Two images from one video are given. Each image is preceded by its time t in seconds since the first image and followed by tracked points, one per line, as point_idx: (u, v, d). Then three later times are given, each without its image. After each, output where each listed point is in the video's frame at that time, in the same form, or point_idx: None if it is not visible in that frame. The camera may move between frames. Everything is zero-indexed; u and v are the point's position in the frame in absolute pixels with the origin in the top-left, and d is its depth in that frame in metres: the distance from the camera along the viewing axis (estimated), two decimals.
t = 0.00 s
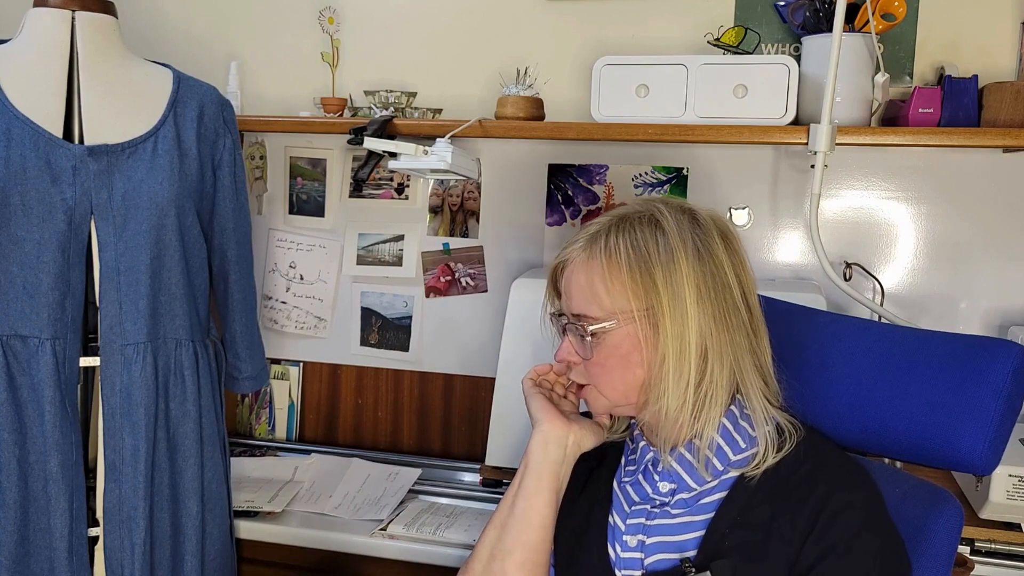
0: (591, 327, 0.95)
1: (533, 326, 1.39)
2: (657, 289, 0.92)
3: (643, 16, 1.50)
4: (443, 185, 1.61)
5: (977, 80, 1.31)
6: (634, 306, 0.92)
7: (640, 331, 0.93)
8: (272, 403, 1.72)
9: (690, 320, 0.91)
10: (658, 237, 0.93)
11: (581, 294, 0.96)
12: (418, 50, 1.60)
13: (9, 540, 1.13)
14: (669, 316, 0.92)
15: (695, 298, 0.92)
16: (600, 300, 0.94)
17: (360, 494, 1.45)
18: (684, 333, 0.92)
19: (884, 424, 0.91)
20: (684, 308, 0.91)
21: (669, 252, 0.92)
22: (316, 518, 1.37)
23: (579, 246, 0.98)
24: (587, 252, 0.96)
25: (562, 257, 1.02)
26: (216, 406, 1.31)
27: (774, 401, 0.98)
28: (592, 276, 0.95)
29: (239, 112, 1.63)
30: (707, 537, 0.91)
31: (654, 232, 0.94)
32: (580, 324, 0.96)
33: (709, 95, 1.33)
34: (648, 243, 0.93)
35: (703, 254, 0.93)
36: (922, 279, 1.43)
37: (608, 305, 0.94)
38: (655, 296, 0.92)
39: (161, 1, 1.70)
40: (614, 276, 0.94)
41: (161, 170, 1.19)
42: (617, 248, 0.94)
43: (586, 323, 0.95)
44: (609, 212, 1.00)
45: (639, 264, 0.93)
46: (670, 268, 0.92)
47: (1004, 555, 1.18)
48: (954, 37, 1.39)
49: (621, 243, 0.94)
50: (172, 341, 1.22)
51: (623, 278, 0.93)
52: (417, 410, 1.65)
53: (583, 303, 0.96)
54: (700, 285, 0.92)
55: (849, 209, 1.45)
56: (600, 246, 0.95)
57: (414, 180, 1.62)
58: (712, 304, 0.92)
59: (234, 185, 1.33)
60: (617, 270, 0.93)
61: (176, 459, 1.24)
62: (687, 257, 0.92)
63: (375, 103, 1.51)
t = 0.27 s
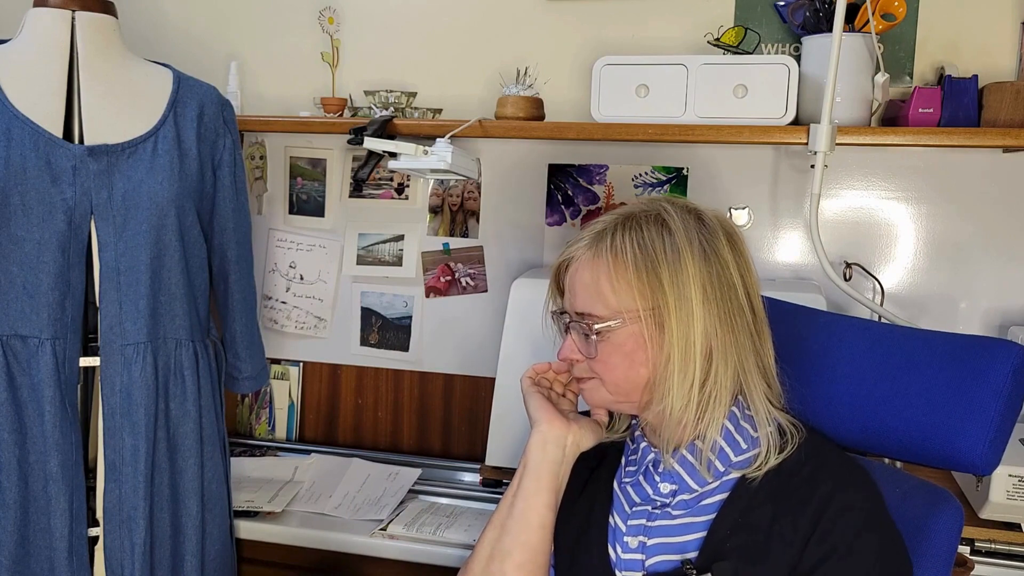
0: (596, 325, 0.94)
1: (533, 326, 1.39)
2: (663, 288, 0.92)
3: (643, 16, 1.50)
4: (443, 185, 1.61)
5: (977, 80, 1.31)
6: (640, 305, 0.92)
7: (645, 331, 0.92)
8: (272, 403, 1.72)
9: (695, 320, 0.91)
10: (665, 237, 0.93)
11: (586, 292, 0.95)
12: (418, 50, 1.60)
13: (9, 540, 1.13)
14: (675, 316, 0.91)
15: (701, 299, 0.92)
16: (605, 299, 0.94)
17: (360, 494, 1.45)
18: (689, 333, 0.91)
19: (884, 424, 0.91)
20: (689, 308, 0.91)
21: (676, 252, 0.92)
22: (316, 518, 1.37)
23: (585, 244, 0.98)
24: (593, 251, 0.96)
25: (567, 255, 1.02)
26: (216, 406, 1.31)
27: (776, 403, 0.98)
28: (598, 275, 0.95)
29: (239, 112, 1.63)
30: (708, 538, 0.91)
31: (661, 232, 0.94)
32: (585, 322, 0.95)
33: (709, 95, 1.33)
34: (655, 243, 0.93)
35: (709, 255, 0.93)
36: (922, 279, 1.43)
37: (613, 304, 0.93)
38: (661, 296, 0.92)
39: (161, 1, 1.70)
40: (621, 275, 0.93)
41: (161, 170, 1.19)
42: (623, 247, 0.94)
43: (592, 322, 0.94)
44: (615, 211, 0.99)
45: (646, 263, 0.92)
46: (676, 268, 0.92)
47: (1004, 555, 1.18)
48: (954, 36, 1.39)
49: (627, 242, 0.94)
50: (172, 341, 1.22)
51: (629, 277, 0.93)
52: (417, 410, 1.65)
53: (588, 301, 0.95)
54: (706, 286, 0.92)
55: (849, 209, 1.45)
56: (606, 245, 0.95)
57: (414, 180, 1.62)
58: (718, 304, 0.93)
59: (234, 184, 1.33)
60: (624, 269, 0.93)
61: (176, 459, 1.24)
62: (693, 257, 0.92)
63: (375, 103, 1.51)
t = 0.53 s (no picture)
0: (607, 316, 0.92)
1: (533, 325, 1.39)
2: (676, 281, 0.91)
3: (643, 16, 1.50)
4: (443, 185, 1.61)
5: (977, 80, 1.31)
6: (653, 297, 0.91)
7: (657, 323, 0.91)
8: (272, 403, 1.72)
9: (708, 314, 0.91)
10: (678, 231, 0.93)
11: (597, 284, 0.94)
12: (418, 50, 1.60)
13: (9, 540, 1.13)
14: (688, 308, 0.91)
15: (712, 294, 0.92)
16: (618, 290, 0.92)
17: (359, 494, 1.45)
18: (701, 326, 0.91)
19: (884, 424, 0.91)
20: (702, 302, 0.91)
21: (690, 247, 0.92)
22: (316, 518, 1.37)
23: (595, 237, 0.97)
24: (605, 243, 0.95)
25: (574, 249, 1.01)
26: (216, 406, 1.31)
27: (778, 402, 0.98)
28: (610, 267, 0.94)
29: (239, 112, 1.63)
30: (707, 537, 0.91)
31: (674, 227, 0.94)
32: (594, 313, 0.93)
33: (709, 95, 1.33)
34: (668, 237, 0.93)
35: (720, 253, 0.94)
36: (922, 279, 1.43)
37: (625, 295, 0.92)
38: (674, 288, 0.91)
39: (161, 1, 1.70)
40: (634, 266, 0.93)
41: (161, 170, 1.19)
42: (636, 240, 0.93)
43: (602, 313, 0.92)
44: (625, 207, 0.99)
45: (659, 256, 0.92)
46: (689, 263, 0.92)
47: (1004, 555, 1.18)
48: (954, 36, 1.39)
49: (640, 235, 0.94)
50: (172, 341, 1.22)
51: (641, 270, 0.92)
52: (417, 410, 1.65)
53: (599, 293, 0.94)
54: (717, 282, 0.92)
55: (849, 209, 1.45)
56: (618, 239, 0.95)
57: (414, 180, 1.62)
58: (728, 301, 0.93)
59: (234, 184, 1.33)
60: (637, 261, 0.93)
61: (176, 459, 1.24)
62: (705, 253, 0.93)
63: (375, 103, 1.51)
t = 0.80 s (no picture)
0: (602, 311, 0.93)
1: (533, 325, 1.39)
2: (669, 275, 0.91)
3: (643, 16, 1.50)
4: (443, 185, 1.61)
5: (977, 80, 1.31)
6: (647, 292, 0.91)
7: (652, 317, 0.91)
8: (272, 403, 1.72)
9: (702, 307, 0.91)
10: (671, 227, 0.94)
11: (591, 280, 0.94)
12: (418, 50, 1.60)
13: (9, 540, 1.13)
14: (682, 301, 0.91)
15: (706, 287, 0.92)
16: (612, 285, 0.93)
17: (359, 494, 1.45)
18: (695, 319, 0.91)
19: (883, 424, 0.91)
20: (695, 296, 0.91)
21: (683, 242, 0.92)
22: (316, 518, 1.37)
23: (589, 235, 0.98)
24: (598, 239, 0.96)
25: (568, 248, 1.01)
26: (216, 406, 1.31)
27: (774, 399, 0.96)
28: (604, 263, 0.94)
29: (239, 112, 1.63)
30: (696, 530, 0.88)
31: (666, 222, 0.94)
32: (590, 309, 0.93)
33: (709, 95, 1.33)
34: (661, 233, 0.93)
35: (713, 248, 0.94)
36: (922, 279, 1.43)
37: (619, 289, 0.92)
38: (668, 282, 0.91)
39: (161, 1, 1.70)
40: (627, 261, 0.93)
41: (161, 170, 1.19)
42: (630, 236, 0.94)
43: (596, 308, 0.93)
44: (618, 205, 1.00)
45: (653, 252, 0.92)
46: (683, 258, 0.92)
47: (1004, 555, 1.18)
48: (954, 36, 1.39)
49: (634, 231, 0.94)
50: (172, 341, 1.22)
51: (635, 265, 0.92)
52: (417, 410, 1.65)
53: (593, 288, 0.94)
54: (710, 276, 0.92)
55: (849, 209, 1.45)
56: (611, 235, 0.95)
57: (414, 180, 1.62)
58: (722, 296, 0.93)
59: (234, 184, 1.33)
60: (630, 256, 0.93)
61: (176, 459, 1.24)
62: (699, 248, 0.93)
63: (375, 103, 1.51)
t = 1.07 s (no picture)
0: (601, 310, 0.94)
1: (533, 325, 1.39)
2: (667, 274, 0.91)
3: (643, 16, 1.50)
4: (443, 185, 1.61)
5: (977, 80, 1.31)
6: (645, 290, 0.91)
7: (650, 315, 0.92)
8: (272, 403, 1.72)
9: (699, 305, 0.90)
10: (667, 225, 0.93)
11: (589, 279, 0.95)
12: (418, 50, 1.60)
13: (9, 540, 1.12)
14: (679, 300, 0.90)
15: (704, 286, 0.91)
16: (610, 284, 0.93)
17: (360, 494, 1.45)
18: (693, 318, 0.90)
19: (883, 424, 0.91)
20: (692, 295, 0.90)
21: (680, 241, 0.92)
22: (316, 518, 1.37)
23: (588, 234, 0.98)
24: (597, 239, 0.96)
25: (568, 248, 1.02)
26: (216, 405, 1.31)
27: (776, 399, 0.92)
28: (602, 262, 0.95)
29: (239, 112, 1.63)
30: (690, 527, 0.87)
31: (664, 221, 0.94)
32: (588, 307, 0.94)
33: (709, 95, 1.33)
34: (658, 232, 0.93)
35: (712, 247, 0.93)
36: (922, 279, 1.43)
37: (617, 289, 0.93)
38: (665, 281, 0.91)
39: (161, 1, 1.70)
40: (625, 260, 0.93)
41: (161, 170, 1.19)
42: (627, 234, 0.94)
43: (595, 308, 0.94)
44: (617, 205, 1.00)
45: (650, 250, 0.92)
46: (680, 256, 0.91)
47: (1004, 555, 1.18)
48: (954, 37, 1.39)
49: (631, 230, 0.94)
50: (172, 341, 1.22)
51: (633, 264, 0.92)
52: (417, 410, 1.65)
53: (592, 287, 0.95)
54: (708, 275, 0.91)
55: (849, 209, 1.45)
56: (609, 234, 0.95)
57: (414, 180, 1.62)
58: (720, 294, 0.92)
59: (234, 184, 1.33)
60: (628, 255, 0.93)
61: (176, 459, 1.24)
62: (696, 246, 0.92)
63: (375, 103, 1.51)
